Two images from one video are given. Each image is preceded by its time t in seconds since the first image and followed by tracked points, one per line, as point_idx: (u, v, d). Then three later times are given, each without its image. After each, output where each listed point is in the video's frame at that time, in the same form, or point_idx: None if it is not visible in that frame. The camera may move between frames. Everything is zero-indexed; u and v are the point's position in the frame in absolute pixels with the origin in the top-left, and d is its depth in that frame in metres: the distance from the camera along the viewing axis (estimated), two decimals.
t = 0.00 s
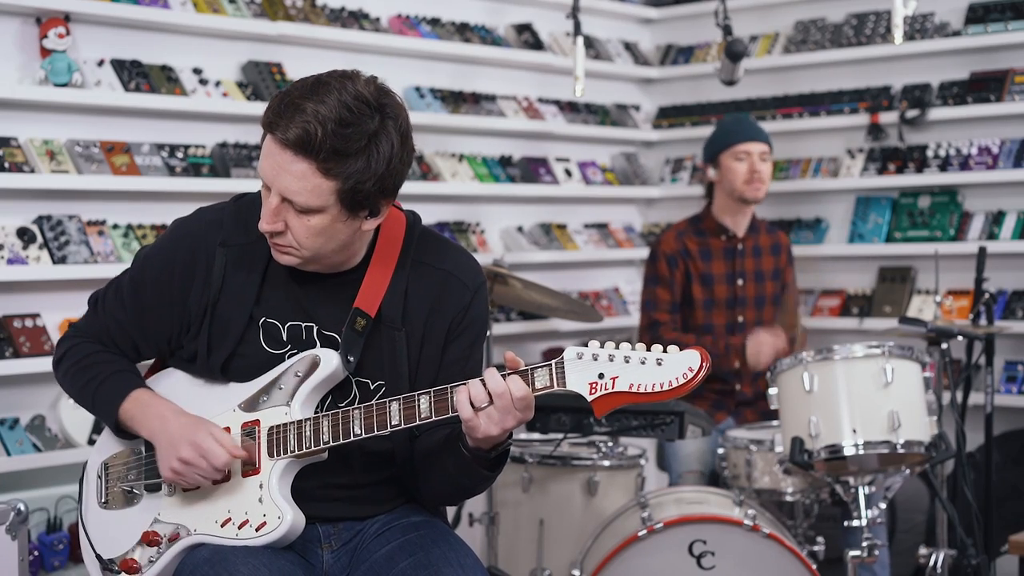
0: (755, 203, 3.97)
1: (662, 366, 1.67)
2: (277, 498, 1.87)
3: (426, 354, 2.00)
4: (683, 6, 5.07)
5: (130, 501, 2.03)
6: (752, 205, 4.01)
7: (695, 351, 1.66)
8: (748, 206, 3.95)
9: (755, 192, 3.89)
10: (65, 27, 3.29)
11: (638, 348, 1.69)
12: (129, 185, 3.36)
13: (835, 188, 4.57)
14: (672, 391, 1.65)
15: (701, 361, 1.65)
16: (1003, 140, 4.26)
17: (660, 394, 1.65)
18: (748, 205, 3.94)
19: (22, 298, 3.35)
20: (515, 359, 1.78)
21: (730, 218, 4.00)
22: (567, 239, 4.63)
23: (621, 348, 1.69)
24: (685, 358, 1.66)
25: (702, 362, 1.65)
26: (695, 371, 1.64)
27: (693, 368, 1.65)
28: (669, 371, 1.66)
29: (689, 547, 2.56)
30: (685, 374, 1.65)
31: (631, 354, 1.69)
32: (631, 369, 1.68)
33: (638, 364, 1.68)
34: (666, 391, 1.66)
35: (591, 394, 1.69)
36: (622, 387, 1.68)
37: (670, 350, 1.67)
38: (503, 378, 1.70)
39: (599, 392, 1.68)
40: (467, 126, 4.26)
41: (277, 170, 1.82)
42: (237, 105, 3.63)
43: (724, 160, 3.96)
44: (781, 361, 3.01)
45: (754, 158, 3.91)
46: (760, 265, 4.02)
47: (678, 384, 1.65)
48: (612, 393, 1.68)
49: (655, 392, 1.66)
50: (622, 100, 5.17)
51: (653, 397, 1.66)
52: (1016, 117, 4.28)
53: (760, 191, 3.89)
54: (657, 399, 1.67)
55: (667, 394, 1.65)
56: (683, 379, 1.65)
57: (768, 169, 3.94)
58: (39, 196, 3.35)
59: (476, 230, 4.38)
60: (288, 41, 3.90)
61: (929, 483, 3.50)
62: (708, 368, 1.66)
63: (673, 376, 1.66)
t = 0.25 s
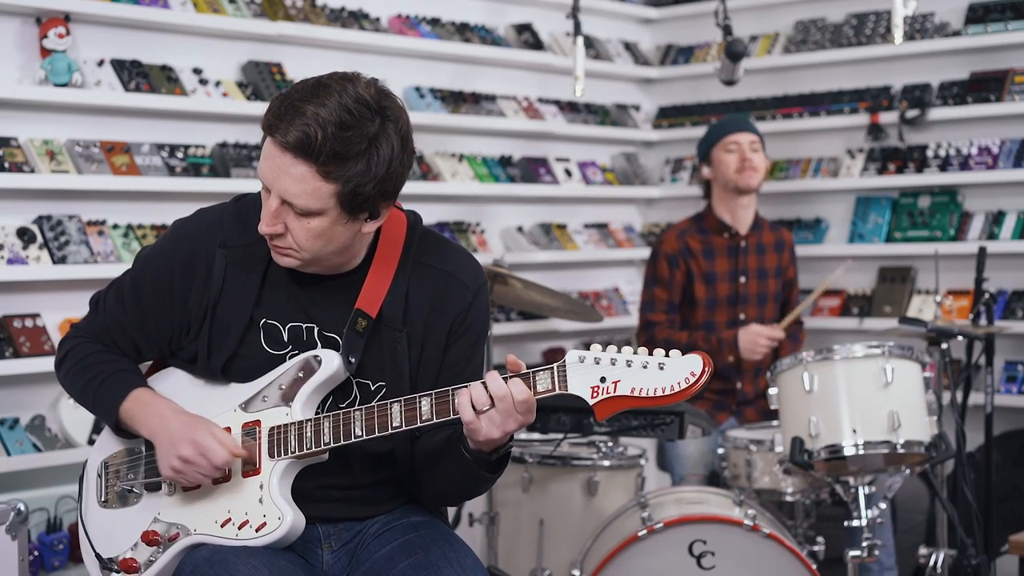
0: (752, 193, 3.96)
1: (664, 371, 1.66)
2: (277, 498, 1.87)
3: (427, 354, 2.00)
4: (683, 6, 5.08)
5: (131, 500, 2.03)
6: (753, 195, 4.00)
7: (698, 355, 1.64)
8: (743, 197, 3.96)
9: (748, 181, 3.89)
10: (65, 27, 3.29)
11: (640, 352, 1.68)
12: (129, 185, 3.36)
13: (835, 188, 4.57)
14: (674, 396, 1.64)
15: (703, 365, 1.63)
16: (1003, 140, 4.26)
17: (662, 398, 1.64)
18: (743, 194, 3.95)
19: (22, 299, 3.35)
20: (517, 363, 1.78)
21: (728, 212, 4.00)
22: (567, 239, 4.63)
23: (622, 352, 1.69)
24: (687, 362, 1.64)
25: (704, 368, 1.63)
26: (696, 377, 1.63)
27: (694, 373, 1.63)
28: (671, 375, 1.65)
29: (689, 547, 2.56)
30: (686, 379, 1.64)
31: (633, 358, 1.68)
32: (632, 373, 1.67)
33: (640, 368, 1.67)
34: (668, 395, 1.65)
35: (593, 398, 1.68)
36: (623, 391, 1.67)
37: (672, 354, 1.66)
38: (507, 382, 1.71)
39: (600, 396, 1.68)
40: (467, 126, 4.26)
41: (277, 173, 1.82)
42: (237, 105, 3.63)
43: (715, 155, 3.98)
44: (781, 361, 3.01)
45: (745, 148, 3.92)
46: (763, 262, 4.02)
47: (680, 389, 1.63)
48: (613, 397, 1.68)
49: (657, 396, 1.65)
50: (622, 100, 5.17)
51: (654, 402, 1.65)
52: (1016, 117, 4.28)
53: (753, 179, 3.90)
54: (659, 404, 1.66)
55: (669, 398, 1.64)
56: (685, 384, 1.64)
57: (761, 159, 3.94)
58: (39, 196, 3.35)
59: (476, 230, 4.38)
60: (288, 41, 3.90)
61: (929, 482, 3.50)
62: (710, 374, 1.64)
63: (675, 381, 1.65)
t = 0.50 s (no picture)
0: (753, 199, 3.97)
1: (663, 369, 1.66)
2: (277, 499, 1.87)
3: (427, 354, 2.00)
4: (683, 6, 5.07)
5: (130, 500, 2.03)
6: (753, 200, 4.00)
7: (696, 353, 1.65)
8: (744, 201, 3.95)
9: (749, 187, 3.88)
10: (65, 27, 3.29)
11: (638, 351, 1.69)
12: (128, 185, 3.36)
13: (835, 188, 4.57)
14: (672, 394, 1.64)
15: (701, 363, 1.63)
16: (1003, 140, 4.26)
17: (660, 397, 1.64)
18: (744, 200, 3.95)
19: (22, 299, 3.35)
20: (514, 360, 1.76)
21: (729, 214, 3.99)
22: (567, 239, 4.63)
23: (621, 351, 1.69)
24: (685, 360, 1.65)
25: (702, 365, 1.63)
26: (695, 374, 1.63)
27: (693, 371, 1.64)
28: (669, 373, 1.65)
29: (690, 547, 2.56)
30: (685, 377, 1.64)
31: (632, 357, 1.68)
32: (631, 372, 1.68)
33: (639, 367, 1.68)
34: (666, 393, 1.65)
35: (592, 396, 1.68)
36: (622, 390, 1.67)
37: (670, 352, 1.66)
38: (505, 381, 1.71)
39: (599, 394, 1.68)
40: (466, 126, 4.26)
41: (277, 174, 1.82)
42: (237, 105, 3.63)
43: (717, 159, 3.97)
44: (781, 361, 3.01)
45: (745, 154, 3.91)
46: (762, 263, 4.04)
47: (678, 387, 1.64)
48: (612, 396, 1.68)
49: (656, 395, 1.65)
50: (622, 100, 5.17)
51: (653, 400, 1.65)
52: (1016, 117, 4.28)
53: (753, 185, 3.89)
54: (657, 402, 1.66)
55: (667, 397, 1.64)
56: (683, 382, 1.64)
57: (763, 164, 3.93)
58: (39, 196, 3.35)
59: (476, 230, 4.38)
60: (288, 41, 3.90)
61: (929, 482, 3.50)
62: (709, 372, 1.64)
63: (673, 379, 1.65)
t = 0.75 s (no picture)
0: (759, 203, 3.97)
1: (660, 368, 1.66)
2: (275, 498, 1.87)
3: (426, 354, 2.00)
4: (683, 6, 5.07)
5: (129, 500, 2.03)
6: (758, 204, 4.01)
7: (693, 352, 1.65)
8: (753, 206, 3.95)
9: (760, 193, 3.89)
10: (65, 27, 3.29)
11: (636, 351, 1.69)
12: (129, 185, 3.36)
13: (835, 188, 4.57)
14: (669, 393, 1.64)
15: (699, 362, 1.63)
16: (1003, 140, 4.26)
17: (658, 396, 1.64)
18: (752, 205, 3.95)
19: (22, 299, 3.35)
20: (512, 360, 1.73)
21: (736, 218, 4.00)
22: (567, 239, 4.63)
23: (619, 350, 1.69)
24: (683, 360, 1.65)
25: (700, 364, 1.63)
26: (692, 374, 1.63)
27: (690, 370, 1.64)
28: (666, 373, 1.65)
29: (690, 547, 2.56)
30: (682, 376, 1.64)
31: (629, 357, 1.68)
32: (628, 371, 1.68)
33: (636, 366, 1.68)
34: (663, 393, 1.65)
35: (589, 395, 1.68)
36: (619, 390, 1.68)
37: (667, 351, 1.66)
38: (502, 380, 1.71)
39: (596, 394, 1.68)
40: (467, 126, 4.26)
41: (275, 174, 1.82)
42: (237, 105, 3.62)
43: (725, 162, 3.96)
44: (781, 361, 3.01)
45: (756, 159, 3.90)
46: (765, 265, 4.03)
47: (675, 387, 1.63)
48: (609, 395, 1.68)
49: (653, 394, 1.65)
50: (622, 100, 5.17)
51: (650, 400, 1.65)
52: (1016, 117, 4.28)
53: (764, 190, 3.90)
54: (654, 402, 1.66)
55: (664, 396, 1.64)
56: (680, 381, 1.64)
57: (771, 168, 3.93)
58: (39, 197, 3.35)
59: (476, 230, 4.38)
60: (288, 41, 3.90)
61: (929, 482, 3.50)
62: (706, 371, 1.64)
63: (670, 378, 1.65)
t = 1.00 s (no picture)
0: (754, 202, 3.96)
1: (655, 368, 1.67)
2: (272, 498, 1.87)
3: (423, 352, 2.00)
4: (683, 6, 5.07)
5: (126, 499, 2.01)
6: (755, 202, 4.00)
7: (688, 352, 1.66)
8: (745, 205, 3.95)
9: (746, 191, 3.89)
10: (65, 27, 3.29)
11: (631, 350, 1.69)
12: (129, 185, 3.36)
13: (835, 188, 4.57)
14: (666, 393, 1.65)
15: (694, 361, 1.65)
16: (1003, 140, 4.26)
17: (654, 396, 1.65)
18: (744, 204, 3.95)
19: (22, 299, 3.35)
20: (508, 359, 1.77)
21: (732, 218, 3.99)
22: (567, 239, 4.63)
23: (614, 350, 1.69)
24: (679, 359, 1.66)
25: (696, 364, 1.65)
26: (689, 373, 1.64)
27: (687, 370, 1.65)
28: (663, 372, 1.66)
29: (690, 547, 2.56)
30: (679, 376, 1.65)
31: (625, 357, 1.69)
32: (624, 371, 1.68)
33: (632, 366, 1.68)
34: (660, 393, 1.66)
35: (585, 395, 1.69)
36: (615, 389, 1.68)
37: (662, 351, 1.67)
38: (499, 380, 1.71)
39: (592, 394, 1.68)
40: (467, 126, 4.26)
41: (269, 174, 1.82)
42: (237, 105, 3.62)
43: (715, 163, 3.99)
44: (781, 361, 3.01)
45: (743, 159, 3.91)
46: (766, 266, 4.01)
47: (671, 387, 1.64)
48: (605, 395, 1.68)
49: (649, 394, 1.66)
50: (622, 100, 5.17)
51: (646, 399, 1.66)
52: (1016, 117, 4.28)
53: (752, 189, 3.90)
54: (650, 402, 1.67)
55: (661, 396, 1.65)
56: (676, 381, 1.64)
57: (762, 166, 3.94)
58: (39, 197, 3.35)
59: (476, 230, 4.38)
60: (288, 41, 3.90)
61: (929, 482, 3.50)
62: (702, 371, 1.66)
63: (666, 378, 1.65)
